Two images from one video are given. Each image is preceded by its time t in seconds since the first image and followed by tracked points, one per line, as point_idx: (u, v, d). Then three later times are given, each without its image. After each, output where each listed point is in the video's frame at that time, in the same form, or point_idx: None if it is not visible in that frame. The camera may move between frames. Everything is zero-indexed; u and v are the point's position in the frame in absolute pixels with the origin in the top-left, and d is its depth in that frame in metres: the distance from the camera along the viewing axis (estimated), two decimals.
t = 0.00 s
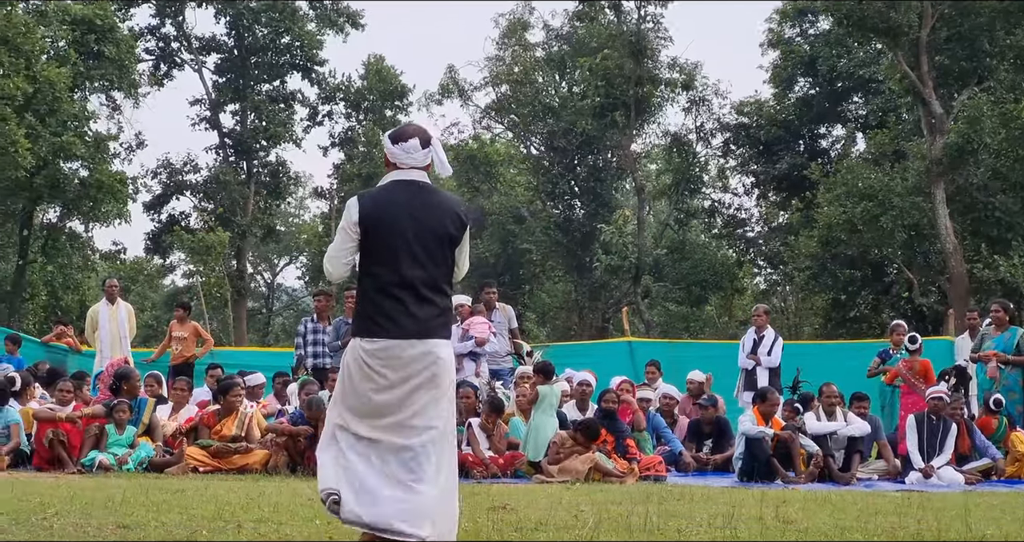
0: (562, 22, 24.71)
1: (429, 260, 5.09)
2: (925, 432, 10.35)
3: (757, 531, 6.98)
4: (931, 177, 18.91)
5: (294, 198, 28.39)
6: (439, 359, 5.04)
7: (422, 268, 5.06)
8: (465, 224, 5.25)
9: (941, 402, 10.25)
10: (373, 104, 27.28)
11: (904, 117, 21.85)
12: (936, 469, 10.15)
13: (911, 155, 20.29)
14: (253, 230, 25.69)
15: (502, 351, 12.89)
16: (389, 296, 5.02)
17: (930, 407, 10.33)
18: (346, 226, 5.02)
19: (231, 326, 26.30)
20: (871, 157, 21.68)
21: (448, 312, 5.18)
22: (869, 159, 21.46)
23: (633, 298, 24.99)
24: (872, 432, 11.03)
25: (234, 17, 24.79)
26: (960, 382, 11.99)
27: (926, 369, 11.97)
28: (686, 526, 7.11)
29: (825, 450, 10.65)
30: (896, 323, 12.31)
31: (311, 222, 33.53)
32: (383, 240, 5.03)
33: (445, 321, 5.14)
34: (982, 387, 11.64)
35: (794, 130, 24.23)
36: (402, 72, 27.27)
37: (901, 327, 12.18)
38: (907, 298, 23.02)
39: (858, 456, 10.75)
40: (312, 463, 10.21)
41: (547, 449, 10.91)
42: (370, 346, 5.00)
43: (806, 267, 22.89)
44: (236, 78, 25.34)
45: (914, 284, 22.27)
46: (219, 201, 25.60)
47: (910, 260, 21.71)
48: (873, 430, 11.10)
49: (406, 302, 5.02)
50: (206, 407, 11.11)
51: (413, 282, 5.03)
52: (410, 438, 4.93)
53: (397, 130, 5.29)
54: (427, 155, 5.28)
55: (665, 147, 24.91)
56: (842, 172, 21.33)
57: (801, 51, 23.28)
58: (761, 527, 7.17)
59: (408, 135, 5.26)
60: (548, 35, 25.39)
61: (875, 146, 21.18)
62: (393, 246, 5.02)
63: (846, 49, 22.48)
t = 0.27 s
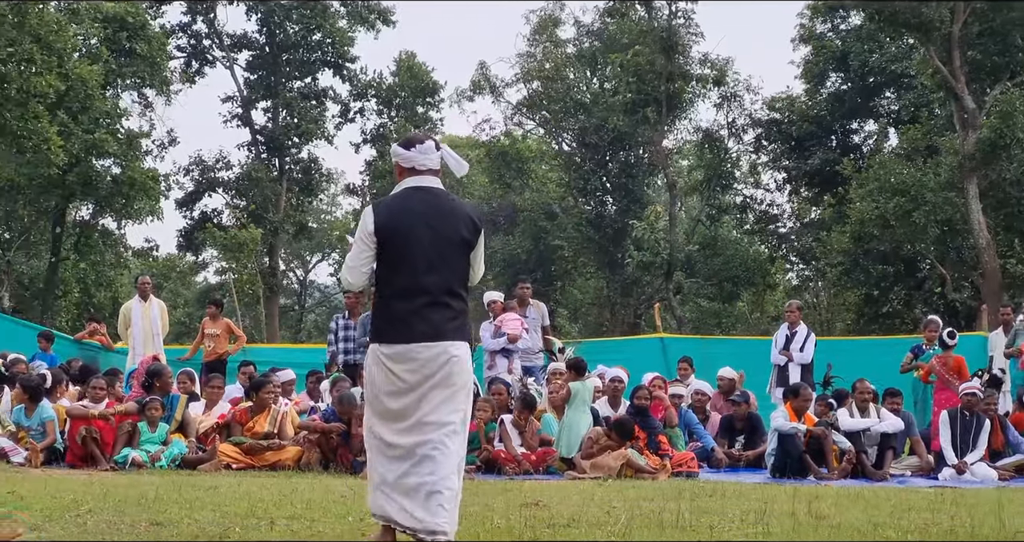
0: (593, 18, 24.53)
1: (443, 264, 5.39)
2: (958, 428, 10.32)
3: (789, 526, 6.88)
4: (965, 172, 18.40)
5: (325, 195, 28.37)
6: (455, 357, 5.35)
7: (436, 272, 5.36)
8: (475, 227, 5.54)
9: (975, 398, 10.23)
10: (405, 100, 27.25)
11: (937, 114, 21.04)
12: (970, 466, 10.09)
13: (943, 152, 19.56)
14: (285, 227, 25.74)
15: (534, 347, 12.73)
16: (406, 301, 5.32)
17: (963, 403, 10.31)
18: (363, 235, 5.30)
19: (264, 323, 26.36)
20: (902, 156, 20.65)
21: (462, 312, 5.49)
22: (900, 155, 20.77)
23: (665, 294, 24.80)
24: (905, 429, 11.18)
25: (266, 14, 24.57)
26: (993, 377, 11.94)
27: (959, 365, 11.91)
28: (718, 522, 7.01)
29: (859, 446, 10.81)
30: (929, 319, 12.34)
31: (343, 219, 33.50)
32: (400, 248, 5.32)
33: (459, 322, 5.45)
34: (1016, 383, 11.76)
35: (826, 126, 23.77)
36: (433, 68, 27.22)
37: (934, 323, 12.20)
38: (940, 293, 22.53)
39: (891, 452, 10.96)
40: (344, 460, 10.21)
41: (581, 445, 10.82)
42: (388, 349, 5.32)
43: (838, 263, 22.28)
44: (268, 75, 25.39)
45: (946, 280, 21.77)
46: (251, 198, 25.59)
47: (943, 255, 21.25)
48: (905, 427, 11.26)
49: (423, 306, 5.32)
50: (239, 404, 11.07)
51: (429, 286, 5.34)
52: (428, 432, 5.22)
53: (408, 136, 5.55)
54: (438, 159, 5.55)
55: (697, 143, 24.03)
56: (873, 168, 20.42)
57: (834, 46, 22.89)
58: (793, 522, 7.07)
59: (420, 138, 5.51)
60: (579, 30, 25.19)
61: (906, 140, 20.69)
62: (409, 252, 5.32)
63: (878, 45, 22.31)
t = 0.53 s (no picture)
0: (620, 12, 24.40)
1: (445, 255, 5.37)
2: (986, 423, 10.81)
3: (816, 522, 6.77)
4: (994, 166, 18.14)
5: (352, 191, 28.35)
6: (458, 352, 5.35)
7: (438, 263, 5.34)
8: (478, 219, 5.52)
9: (1002, 393, 10.66)
10: (431, 95, 27.21)
11: (966, 107, 20.43)
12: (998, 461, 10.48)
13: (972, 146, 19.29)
14: (313, 222, 25.76)
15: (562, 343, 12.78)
16: (408, 292, 5.30)
17: (991, 399, 10.76)
18: (365, 226, 5.31)
19: (291, 319, 26.39)
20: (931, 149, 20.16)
21: (464, 304, 5.45)
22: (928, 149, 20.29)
23: (692, 289, 24.62)
24: (933, 424, 11.34)
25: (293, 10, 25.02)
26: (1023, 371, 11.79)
27: (989, 360, 11.68)
28: (745, 518, 6.91)
29: (887, 441, 10.97)
30: (957, 313, 12.46)
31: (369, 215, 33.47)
32: (401, 239, 5.30)
33: (462, 313, 5.42)
34: None
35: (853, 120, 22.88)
36: (460, 63, 27.18)
37: (963, 317, 12.27)
38: (969, 288, 21.91)
39: (920, 447, 11.10)
40: (371, 456, 10.23)
41: (609, 441, 10.71)
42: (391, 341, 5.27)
43: (866, 258, 21.54)
44: (295, 71, 25.44)
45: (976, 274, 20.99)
46: (279, 193, 25.69)
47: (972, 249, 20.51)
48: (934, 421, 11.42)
49: (424, 296, 5.29)
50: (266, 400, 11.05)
51: (428, 276, 5.30)
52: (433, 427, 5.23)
53: (411, 130, 5.59)
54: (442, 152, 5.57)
55: (724, 137, 23.91)
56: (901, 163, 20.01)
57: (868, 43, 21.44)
58: (820, 518, 6.95)
59: (425, 132, 5.54)
60: (606, 25, 25.05)
61: (934, 135, 19.88)
62: (410, 242, 5.30)
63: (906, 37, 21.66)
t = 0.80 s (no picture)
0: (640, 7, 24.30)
1: (451, 254, 5.31)
2: (1010, 419, 10.79)
3: (839, 517, 6.68)
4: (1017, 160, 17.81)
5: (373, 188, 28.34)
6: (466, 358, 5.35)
7: (444, 262, 5.29)
8: (485, 219, 5.45)
9: None
10: (452, 92, 27.17)
11: (987, 101, 20.13)
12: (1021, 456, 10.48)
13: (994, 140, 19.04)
14: (335, 219, 25.73)
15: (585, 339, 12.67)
16: (412, 290, 5.24)
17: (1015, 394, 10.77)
18: (372, 223, 5.29)
19: (312, 315, 26.39)
20: (953, 144, 19.93)
21: (470, 304, 5.37)
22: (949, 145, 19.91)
23: (714, 285, 24.47)
24: (955, 419, 11.31)
25: (314, 7, 25.27)
26: None
27: (1012, 354, 11.56)
28: (767, 514, 6.82)
29: (909, 436, 10.93)
30: (980, 308, 12.34)
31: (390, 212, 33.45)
32: (406, 237, 5.27)
33: (467, 312, 5.34)
34: None
35: (875, 115, 22.62)
36: (481, 59, 27.16)
37: (986, 313, 12.20)
38: (991, 284, 20.92)
39: (940, 442, 11.09)
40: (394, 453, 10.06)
41: (630, 436, 10.69)
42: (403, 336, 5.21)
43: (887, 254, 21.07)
44: (316, 68, 25.48)
45: (997, 270, 20.31)
46: (300, 190, 25.69)
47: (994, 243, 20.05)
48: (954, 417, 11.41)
49: (430, 294, 5.23)
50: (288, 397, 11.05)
51: (435, 275, 5.25)
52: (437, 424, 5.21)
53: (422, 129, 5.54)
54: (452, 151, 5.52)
55: (745, 133, 23.98)
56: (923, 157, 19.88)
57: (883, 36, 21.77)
58: (843, 513, 6.86)
59: (435, 132, 5.51)
60: (627, 21, 24.92)
61: (955, 129, 19.80)
62: (418, 240, 5.26)
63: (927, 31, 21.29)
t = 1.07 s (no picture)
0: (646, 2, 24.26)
1: (451, 253, 5.50)
2: (1016, 413, 10.83)
3: (845, 512, 6.67)
4: None
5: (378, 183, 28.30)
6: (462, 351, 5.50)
7: (444, 261, 5.46)
8: (485, 220, 5.65)
9: None
10: (458, 88, 27.14)
11: (993, 96, 20.00)
12: None
13: (1000, 134, 18.87)
14: (341, 215, 25.86)
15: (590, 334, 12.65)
16: (413, 286, 5.41)
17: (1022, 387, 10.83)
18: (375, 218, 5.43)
19: (318, 311, 26.38)
20: (958, 138, 19.75)
21: (468, 302, 5.56)
22: (955, 138, 19.81)
23: (720, 280, 24.42)
24: (961, 414, 11.33)
25: (319, 3, 25.17)
26: None
27: (1020, 348, 11.47)
28: (773, 508, 6.82)
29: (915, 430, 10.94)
30: (986, 302, 12.29)
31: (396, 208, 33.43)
32: (409, 234, 5.42)
33: (465, 311, 5.53)
34: None
35: (881, 110, 22.51)
36: (487, 55, 27.14)
37: (992, 308, 12.21)
38: (997, 278, 20.81)
39: (948, 437, 11.06)
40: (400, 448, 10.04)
41: (636, 432, 10.69)
42: (403, 330, 5.36)
43: (893, 248, 21.09)
44: (322, 64, 25.49)
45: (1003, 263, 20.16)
46: (306, 186, 25.65)
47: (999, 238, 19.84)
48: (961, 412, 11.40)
49: (429, 290, 5.41)
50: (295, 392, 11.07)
51: (435, 272, 5.42)
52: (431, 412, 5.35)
53: (428, 130, 5.69)
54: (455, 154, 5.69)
55: (752, 128, 23.93)
56: (928, 152, 19.75)
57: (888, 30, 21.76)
58: (849, 508, 6.85)
59: (440, 133, 5.66)
60: (632, 16, 24.86)
61: (960, 124, 19.58)
62: (419, 238, 5.42)
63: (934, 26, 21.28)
